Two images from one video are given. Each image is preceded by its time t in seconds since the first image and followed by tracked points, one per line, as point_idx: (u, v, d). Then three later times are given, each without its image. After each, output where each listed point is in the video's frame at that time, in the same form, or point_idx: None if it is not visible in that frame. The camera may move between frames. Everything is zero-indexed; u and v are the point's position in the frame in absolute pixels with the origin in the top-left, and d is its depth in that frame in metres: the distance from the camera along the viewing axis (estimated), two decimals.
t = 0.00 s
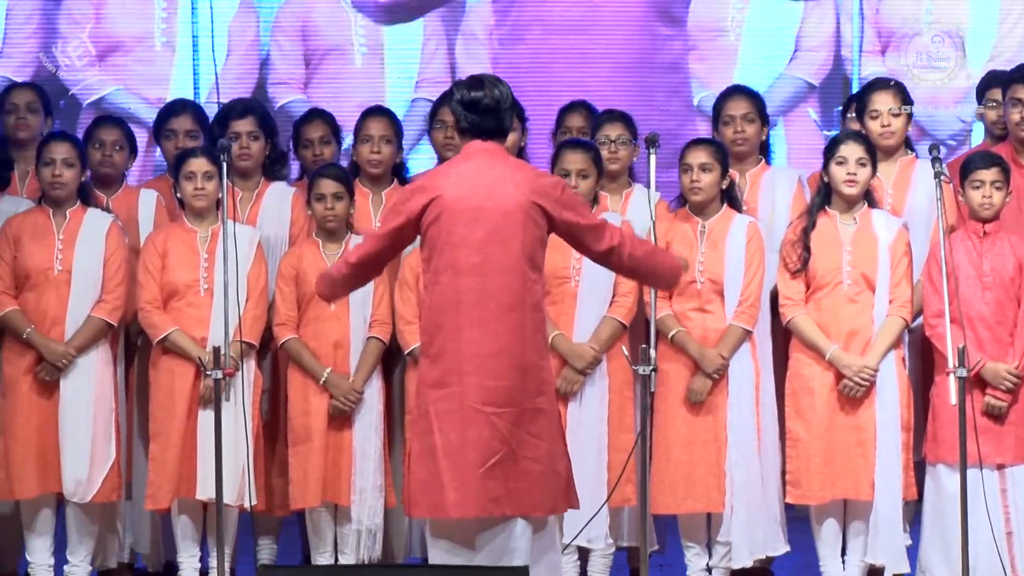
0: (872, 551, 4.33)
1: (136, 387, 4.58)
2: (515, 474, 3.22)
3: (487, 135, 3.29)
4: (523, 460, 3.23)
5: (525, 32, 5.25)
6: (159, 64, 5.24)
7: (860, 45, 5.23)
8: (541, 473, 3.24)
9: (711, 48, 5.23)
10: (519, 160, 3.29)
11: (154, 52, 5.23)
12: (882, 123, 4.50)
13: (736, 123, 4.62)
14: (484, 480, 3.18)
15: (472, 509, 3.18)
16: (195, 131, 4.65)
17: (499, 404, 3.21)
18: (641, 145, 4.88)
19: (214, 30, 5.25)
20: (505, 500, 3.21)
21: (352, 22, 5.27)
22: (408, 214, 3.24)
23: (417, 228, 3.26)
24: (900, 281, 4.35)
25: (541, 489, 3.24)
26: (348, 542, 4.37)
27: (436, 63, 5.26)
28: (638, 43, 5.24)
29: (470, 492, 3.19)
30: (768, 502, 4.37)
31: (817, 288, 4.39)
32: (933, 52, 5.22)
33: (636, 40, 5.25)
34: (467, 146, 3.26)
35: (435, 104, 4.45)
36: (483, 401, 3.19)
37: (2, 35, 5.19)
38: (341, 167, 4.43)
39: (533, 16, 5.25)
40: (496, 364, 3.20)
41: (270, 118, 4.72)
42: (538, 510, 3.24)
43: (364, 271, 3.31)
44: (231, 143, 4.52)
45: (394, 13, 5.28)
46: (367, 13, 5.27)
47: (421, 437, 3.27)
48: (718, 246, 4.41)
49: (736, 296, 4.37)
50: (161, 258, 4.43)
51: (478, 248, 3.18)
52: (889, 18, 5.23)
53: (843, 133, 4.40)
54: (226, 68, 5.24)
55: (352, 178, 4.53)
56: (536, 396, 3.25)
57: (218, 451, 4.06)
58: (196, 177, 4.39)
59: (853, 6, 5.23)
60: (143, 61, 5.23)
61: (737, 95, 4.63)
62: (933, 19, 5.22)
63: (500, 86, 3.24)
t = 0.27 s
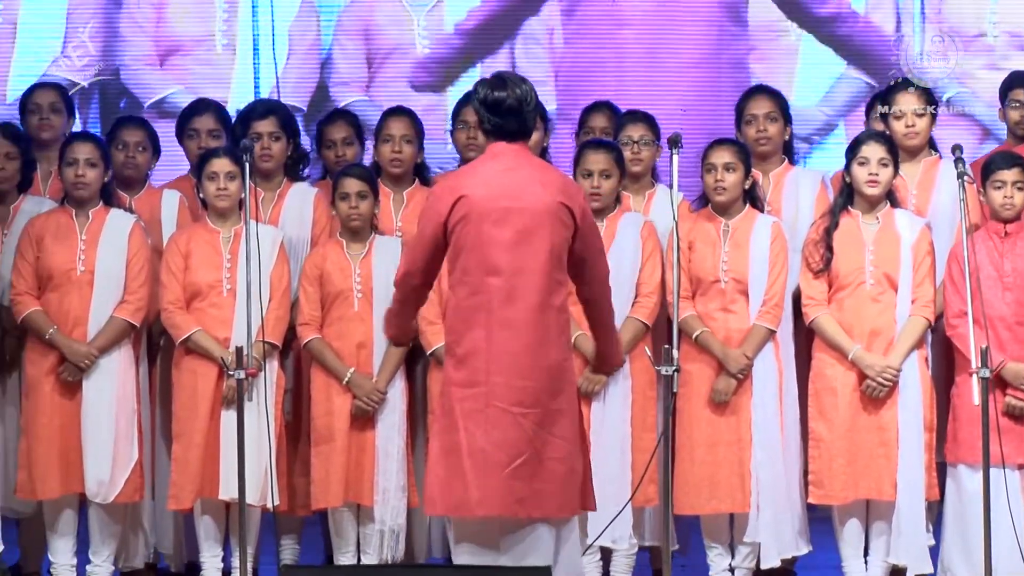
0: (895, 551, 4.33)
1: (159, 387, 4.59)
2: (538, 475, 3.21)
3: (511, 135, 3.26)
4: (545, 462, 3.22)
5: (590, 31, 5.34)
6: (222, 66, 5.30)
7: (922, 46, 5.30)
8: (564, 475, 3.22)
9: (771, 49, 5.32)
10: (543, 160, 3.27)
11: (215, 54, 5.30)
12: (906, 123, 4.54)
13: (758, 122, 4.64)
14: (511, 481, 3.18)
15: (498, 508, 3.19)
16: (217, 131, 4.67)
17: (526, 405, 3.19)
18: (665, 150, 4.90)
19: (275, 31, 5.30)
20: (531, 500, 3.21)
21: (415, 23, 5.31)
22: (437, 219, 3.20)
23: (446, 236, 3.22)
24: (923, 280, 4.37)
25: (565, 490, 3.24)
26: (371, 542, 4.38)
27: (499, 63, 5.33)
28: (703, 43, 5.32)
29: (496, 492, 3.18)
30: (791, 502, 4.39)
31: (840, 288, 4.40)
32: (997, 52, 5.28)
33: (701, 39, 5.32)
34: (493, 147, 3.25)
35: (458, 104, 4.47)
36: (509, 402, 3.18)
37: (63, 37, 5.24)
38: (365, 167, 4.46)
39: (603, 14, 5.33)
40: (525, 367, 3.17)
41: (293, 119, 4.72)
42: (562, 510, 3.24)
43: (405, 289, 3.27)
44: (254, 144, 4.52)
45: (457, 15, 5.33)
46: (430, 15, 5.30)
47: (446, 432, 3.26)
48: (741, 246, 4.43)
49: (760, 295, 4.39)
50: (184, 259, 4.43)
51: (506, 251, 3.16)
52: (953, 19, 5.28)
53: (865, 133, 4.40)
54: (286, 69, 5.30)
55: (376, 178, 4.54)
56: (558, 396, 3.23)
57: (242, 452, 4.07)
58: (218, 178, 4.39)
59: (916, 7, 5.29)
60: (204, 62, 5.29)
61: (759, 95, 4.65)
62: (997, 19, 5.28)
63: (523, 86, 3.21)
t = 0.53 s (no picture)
0: (911, 552, 4.32)
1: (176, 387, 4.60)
2: (571, 475, 3.25)
3: (529, 133, 3.23)
4: (578, 460, 3.26)
5: (640, 32, 5.27)
6: (269, 66, 5.30)
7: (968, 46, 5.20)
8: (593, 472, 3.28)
9: (819, 49, 5.25)
10: (563, 159, 3.24)
11: (262, 54, 5.28)
12: (924, 123, 4.58)
13: (776, 123, 4.65)
14: (543, 483, 3.22)
15: (532, 510, 3.23)
16: (234, 130, 4.68)
17: (552, 407, 3.22)
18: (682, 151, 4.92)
19: (323, 31, 5.30)
20: (563, 500, 3.24)
21: (463, 23, 5.29)
22: (456, 221, 3.16)
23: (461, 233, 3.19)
24: (940, 280, 4.35)
25: (595, 485, 3.29)
26: (388, 542, 4.37)
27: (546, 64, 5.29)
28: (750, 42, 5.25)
29: (528, 495, 3.23)
30: (809, 501, 4.39)
31: (856, 288, 4.40)
32: None
33: (753, 38, 5.25)
34: (512, 146, 3.21)
35: (474, 104, 4.46)
36: (536, 404, 3.22)
37: (110, 37, 5.24)
38: (383, 168, 4.46)
39: (652, 15, 5.27)
40: (546, 369, 3.20)
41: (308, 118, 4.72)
42: (593, 505, 3.31)
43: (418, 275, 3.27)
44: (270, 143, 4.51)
45: (504, 15, 5.30)
46: (478, 15, 5.29)
47: (467, 432, 3.27)
48: (757, 245, 4.44)
49: (777, 294, 4.40)
50: (201, 259, 4.44)
51: (529, 254, 3.15)
52: (999, 18, 5.19)
53: (880, 134, 4.40)
54: (333, 69, 5.30)
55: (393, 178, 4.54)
56: (585, 395, 3.27)
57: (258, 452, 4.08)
58: (236, 178, 4.40)
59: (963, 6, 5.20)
60: (251, 62, 5.28)
61: (776, 96, 4.65)
62: None
63: (538, 83, 3.18)
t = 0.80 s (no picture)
0: (924, 552, 4.31)
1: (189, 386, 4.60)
2: (582, 475, 3.25)
3: (539, 134, 3.23)
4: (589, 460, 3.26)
5: (676, 32, 5.21)
6: (302, 66, 5.23)
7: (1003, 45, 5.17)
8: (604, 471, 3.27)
9: (853, 47, 5.18)
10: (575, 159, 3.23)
11: (296, 54, 5.22)
12: (938, 122, 4.58)
13: (790, 124, 4.64)
14: (554, 484, 3.21)
15: (543, 511, 3.22)
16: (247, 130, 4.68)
17: (563, 407, 3.22)
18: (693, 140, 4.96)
19: (357, 30, 5.23)
20: (574, 500, 3.24)
21: (496, 23, 5.25)
22: (470, 220, 3.14)
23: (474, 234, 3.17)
24: (953, 280, 4.35)
25: (606, 485, 3.29)
26: (401, 542, 4.37)
27: (579, 65, 5.24)
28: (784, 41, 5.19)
29: (539, 495, 3.22)
30: (823, 500, 4.39)
31: (869, 288, 4.40)
32: None
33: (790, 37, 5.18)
34: (522, 147, 3.20)
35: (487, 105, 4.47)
36: (548, 405, 3.21)
37: (144, 37, 5.17)
38: (396, 168, 4.46)
39: (692, 16, 5.21)
40: (558, 368, 3.19)
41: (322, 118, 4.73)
42: (604, 504, 3.30)
43: (429, 271, 3.27)
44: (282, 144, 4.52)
45: (538, 14, 5.26)
46: (512, 15, 5.24)
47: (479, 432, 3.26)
48: (770, 244, 4.44)
49: (790, 293, 4.40)
50: (214, 259, 4.45)
51: (542, 253, 3.14)
52: None
53: (894, 133, 4.41)
54: (368, 70, 5.24)
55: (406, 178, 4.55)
56: (597, 395, 3.26)
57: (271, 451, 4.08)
58: (249, 178, 4.41)
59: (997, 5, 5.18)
60: (286, 63, 5.22)
61: (790, 96, 4.65)
62: None
63: (547, 83, 3.18)
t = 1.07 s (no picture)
0: (940, 552, 4.30)
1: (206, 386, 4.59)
2: (590, 477, 3.29)
3: (556, 133, 3.26)
4: (598, 463, 3.30)
5: (716, 32, 5.21)
6: (342, 66, 5.25)
7: None
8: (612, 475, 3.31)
9: (893, 48, 5.19)
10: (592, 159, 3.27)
11: (337, 54, 5.24)
12: (954, 123, 4.56)
13: (806, 124, 4.63)
14: (562, 485, 3.26)
15: (550, 511, 3.27)
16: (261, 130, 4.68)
17: (573, 409, 3.26)
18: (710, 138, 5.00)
19: (397, 30, 5.25)
20: (581, 502, 3.29)
21: (535, 24, 5.25)
22: (480, 213, 3.22)
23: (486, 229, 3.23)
24: (969, 280, 4.34)
25: (613, 488, 3.33)
26: (417, 543, 4.37)
27: (617, 64, 5.24)
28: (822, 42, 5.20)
29: (547, 497, 3.27)
30: (839, 500, 4.39)
31: (886, 288, 4.40)
32: None
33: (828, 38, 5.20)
34: (539, 145, 3.25)
35: (502, 105, 4.46)
36: (558, 406, 3.25)
37: (184, 38, 5.21)
38: (411, 168, 4.46)
39: (728, 15, 5.21)
40: (568, 369, 3.24)
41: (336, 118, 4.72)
42: (612, 507, 3.34)
43: (452, 282, 3.33)
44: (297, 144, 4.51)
45: (577, 14, 5.24)
46: (551, 15, 5.24)
47: (491, 432, 3.32)
48: (786, 244, 4.42)
49: (806, 293, 4.39)
50: (230, 259, 4.44)
51: (552, 252, 3.19)
52: None
53: (911, 134, 4.41)
54: (408, 69, 5.26)
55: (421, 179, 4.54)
56: (609, 398, 3.30)
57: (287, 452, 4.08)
58: (264, 178, 4.40)
59: None
60: (327, 63, 5.23)
61: (806, 96, 4.64)
62: None
63: (563, 84, 3.22)
